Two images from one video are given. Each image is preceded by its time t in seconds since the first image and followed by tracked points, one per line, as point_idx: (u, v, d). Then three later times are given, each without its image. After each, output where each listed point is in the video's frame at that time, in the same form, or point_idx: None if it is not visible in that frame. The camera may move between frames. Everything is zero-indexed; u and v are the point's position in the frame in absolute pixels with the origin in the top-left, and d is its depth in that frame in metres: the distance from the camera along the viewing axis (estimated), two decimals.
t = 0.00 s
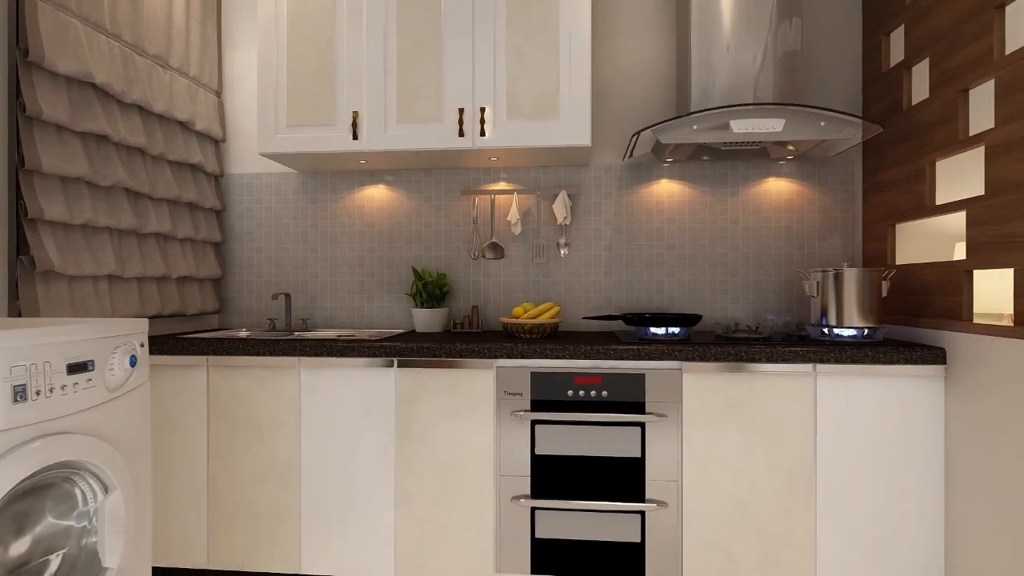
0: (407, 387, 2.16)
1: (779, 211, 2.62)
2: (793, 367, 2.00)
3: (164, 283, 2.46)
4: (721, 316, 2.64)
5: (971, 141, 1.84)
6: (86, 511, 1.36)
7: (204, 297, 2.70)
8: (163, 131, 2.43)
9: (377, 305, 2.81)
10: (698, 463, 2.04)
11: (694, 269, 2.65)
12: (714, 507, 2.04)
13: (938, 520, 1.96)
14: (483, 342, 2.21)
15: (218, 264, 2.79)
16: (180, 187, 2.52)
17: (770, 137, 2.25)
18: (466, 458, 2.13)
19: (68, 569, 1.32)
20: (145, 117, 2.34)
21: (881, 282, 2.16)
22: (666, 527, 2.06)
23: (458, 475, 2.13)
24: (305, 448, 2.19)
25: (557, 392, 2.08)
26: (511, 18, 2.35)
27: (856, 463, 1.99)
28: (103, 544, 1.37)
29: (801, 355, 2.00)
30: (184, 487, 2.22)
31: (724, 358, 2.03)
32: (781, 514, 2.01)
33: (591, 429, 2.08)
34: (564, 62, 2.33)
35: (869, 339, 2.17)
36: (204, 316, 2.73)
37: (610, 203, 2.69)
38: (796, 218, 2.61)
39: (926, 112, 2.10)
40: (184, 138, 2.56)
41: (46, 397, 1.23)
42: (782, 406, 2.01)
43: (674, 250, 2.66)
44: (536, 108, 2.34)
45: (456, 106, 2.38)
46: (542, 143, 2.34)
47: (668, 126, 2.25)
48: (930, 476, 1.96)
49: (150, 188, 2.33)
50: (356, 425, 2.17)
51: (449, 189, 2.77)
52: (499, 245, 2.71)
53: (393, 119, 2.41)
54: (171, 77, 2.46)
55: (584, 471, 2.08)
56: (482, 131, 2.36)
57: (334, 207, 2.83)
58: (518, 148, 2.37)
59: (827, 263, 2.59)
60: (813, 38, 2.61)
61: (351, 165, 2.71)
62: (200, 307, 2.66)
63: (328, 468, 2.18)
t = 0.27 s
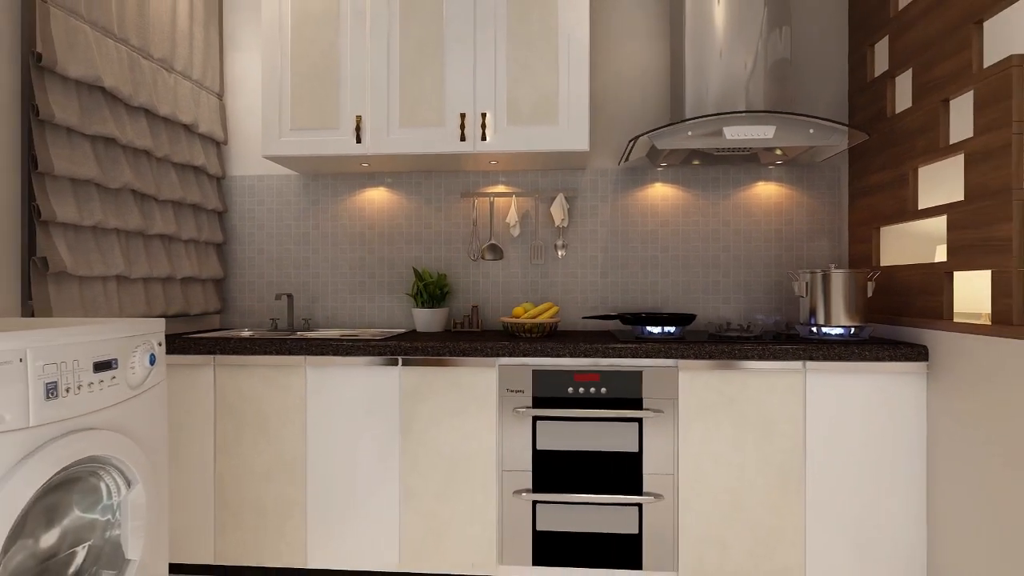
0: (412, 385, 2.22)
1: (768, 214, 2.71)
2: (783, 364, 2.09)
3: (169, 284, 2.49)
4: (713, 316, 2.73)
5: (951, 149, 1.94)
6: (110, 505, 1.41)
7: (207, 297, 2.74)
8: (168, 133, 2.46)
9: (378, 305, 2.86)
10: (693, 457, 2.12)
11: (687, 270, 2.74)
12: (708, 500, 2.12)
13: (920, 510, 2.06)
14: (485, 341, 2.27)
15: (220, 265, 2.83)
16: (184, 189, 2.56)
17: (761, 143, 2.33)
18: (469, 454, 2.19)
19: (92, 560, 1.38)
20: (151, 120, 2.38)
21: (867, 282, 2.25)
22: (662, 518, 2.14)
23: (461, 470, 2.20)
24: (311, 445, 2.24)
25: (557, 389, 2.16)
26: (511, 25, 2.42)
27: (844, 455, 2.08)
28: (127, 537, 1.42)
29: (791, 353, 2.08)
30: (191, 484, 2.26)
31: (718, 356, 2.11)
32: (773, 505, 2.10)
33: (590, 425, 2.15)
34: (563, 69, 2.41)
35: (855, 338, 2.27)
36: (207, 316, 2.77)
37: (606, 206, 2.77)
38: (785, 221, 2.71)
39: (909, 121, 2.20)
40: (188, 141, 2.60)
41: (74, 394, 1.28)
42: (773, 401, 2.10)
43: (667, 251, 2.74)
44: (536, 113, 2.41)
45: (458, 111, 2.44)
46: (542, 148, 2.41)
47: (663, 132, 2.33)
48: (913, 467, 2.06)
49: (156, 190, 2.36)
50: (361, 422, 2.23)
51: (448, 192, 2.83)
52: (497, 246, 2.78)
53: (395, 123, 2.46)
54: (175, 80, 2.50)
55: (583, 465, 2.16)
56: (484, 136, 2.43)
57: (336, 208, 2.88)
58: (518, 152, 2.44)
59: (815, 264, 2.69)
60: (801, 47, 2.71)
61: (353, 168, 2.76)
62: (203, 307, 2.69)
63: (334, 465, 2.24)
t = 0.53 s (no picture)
0: (414, 383, 2.27)
1: (758, 217, 2.79)
2: (775, 362, 2.17)
3: (172, 285, 2.52)
4: (706, 315, 2.81)
5: (934, 156, 2.03)
6: (130, 499, 1.46)
7: (208, 298, 2.77)
8: (171, 135, 2.50)
9: (378, 305, 2.91)
10: (688, 452, 2.20)
11: (680, 271, 2.81)
12: (703, 493, 2.20)
13: (905, 501, 2.15)
14: (486, 340, 2.33)
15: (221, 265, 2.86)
16: (187, 190, 2.59)
17: (752, 149, 2.41)
18: (471, 450, 2.25)
19: (113, 552, 1.42)
20: (155, 122, 2.41)
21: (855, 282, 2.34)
22: (659, 511, 2.21)
23: (463, 465, 2.25)
24: (315, 442, 2.29)
25: (557, 386, 2.22)
26: (511, 32, 2.48)
27: (832, 449, 2.17)
28: (145, 531, 1.46)
29: (781, 351, 2.17)
30: (196, 481, 2.30)
31: (712, 354, 2.19)
32: (765, 497, 2.18)
33: (589, 421, 2.21)
34: (561, 74, 2.47)
35: (843, 336, 2.35)
36: (208, 316, 2.80)
37: (602, 208, 2.84)
38: (775, 223, 2.79)
39: (894, 128, 2.29)
40: (190, 143, 2.63)
41: (97, 391, 1.32)
42: (765, 397, 2.18)
43: (661, 253, 2.82)
44: (535, 118, 2.48)
45: (458, 115, 2.50)
46: (540, 152, 2.47)
47: (659, 138, 2.41)
48: (898, 461, 2.15)
49: (160, 191, 2.39)
50: (365, 420, 2.28)
51: (447, 194, 2.89)
52: (496, 247, 2.83)
53: (397, 126, 2.51)
54: (178, 83, 2.53)
55: (582, 460, 2.22)
56: (484, 140, 2.49)
57: (336, 210, 2.92)
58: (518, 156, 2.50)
59: (803, 265, 2.78)
60: (790, 55, 2.79)
61: (354, 171, 2.81)
62: (205, 307, 2.73)
63: (339, 461, 2.28)
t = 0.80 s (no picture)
0: (416, 382, 2.31)
1: (750, 219, 2.87)
2: (767, 360, 2.25)
3: (175, 285, 2.55)
4: (699, 315, 2.88)
5: (919, 161, 2.11)
6: (145, 495, 1.49)
7: (209, 298, 2.80)
8: (174, 137, 2.52)
9: (378, 305, 2.95)
10: (684, 447, 2.26)
11: (674, 271, 2.88)
12: (697, 487, 2.26)
13: (892, 494, 2.23)
14: (486, 339, 2.38)
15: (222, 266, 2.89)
16: (189, 192, 2.62)
17: (745, 153, 2.49)
18: (472, 447, 2.30)
19: (129, 547, 1.46)
20: (158, 125, 2.44)
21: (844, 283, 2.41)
22: (655, 506, 2.27)
23: (464, 462, 2.30)
24: (319, 440, 2.33)
25: (556, 384, 2.27)
26: (510, 38, 2.53)
27: (822, 444, 2.24)
28: (160, 526, 1.50)
29: (773, 349, 2.24)
30: (201, 479, 2.33)
31: (706, 352, 2.25)
32: (758, 491, 2.25)
33: (587, 418, 2.27)
34: (559, 79, 2.53)
35: (832, 335, 2.43)
36: (209, 316, 2.83)
37: (598, 210, 2.90)
38: (766, 225, 2.87)
39: (880, 134, 2.37)
40: (192, 145, 2.65)
41: (116, 389, 1.36)
42: (757, 394, 2.25)
43: (656, 254, 2.88)
44: (533, 122, 2.53)
45: (458, 118, 2.54)
46: (539, 155, 2.53)
47: (654, 142, 2.47)
48: (885, 455, 2.23)
49: (164, 193, 2.42)
50: (368, 418, 2.32)
51: (446, 196, 2.93)
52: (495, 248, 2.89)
53: (397, 129, 2.56)
54: (181, 86, 2.56)
55: (581, 456, 2.28)
56: (483, 143, 2.54)
57: (336, 211, 2.96)
58: (517, 159, 2.55)
59: (794, 266, 2.86)
60: (781, 62, 2.87)
61: (354, 173, 2.85)
62: (206, 307, 2.75)
63: (342, 459, 2.32)
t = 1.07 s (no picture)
0: (417, 381, 2.35)
1: (743, 221, 2.93)
2: (760, 358, 2.31)
3: (176, 285, 2.57)
4: (693, 314, 2.93)
5: (906, 165, 2.18)
6: (156, 491, 1.52)
7: (210, 298, 2.82)
8: (175, 139, 2.54)
9: (377, 305, 2.98)
10: (679, 444, 2.32)
11: (669, 272, 2.94)
12: (692, 483, 2.32)
13: (880, 489, 2.29)
14: (485, 338, 2.43)
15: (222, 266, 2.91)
16: (190, 193, 2.64)
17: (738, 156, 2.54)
18: (472, 444, 2.34)
19: (142, 541, 1.49)
20: (161, 126, 2.46)
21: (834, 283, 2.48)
22: (651, 501, 2.33)
23: (464, 459, 2.34)
24: (320, 438, 2.36)
25: (555, 382, 2.32)
26: (509, 43, 2.58)
27: (813, 440, 2.30)
28: (171, 521, 1.54)
29: (766, 348, 2.30)
30: (203, 477, 2.36)
31: (701, 351, 2.31)
32: (751, 487, 2.31)
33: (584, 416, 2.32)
34: (557, 83, 2.57)
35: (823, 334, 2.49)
36: (209, 316, 2.85)
37: (594, 211, 2.95)
38: (759, 227, 2.93)
39: (869, 138, 2.44)
40: (193, 146, 2.68)
41: (130, 386, 1.40)
42: (750, 392, 2.31)
43: (651, 255, 2.94)
44: (532, 125, 2.58)
45: (458, 121, 2.59)
46: (537, 158, 2.58)
47: (650, 145, 2.52)
48: (873, 450, 2.30)
49: (166, 194, 2.45)
50: (369, 416, 2.36)
51: (445, 197, 2.97)
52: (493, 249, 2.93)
53: (398, 132, 2.60)
54: (182, 88, 2.58)
55: (578, 453, 2.33)
56: (483, 146, 2.58)
57: (335, 212, 2.99)
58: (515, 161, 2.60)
59: (785, 267, 2.92)
60: (773, 67, 2.94)
61: (354, 174, 2.88)
62: (207, 307, 2.78)
63: (343, 456, 2.36)
